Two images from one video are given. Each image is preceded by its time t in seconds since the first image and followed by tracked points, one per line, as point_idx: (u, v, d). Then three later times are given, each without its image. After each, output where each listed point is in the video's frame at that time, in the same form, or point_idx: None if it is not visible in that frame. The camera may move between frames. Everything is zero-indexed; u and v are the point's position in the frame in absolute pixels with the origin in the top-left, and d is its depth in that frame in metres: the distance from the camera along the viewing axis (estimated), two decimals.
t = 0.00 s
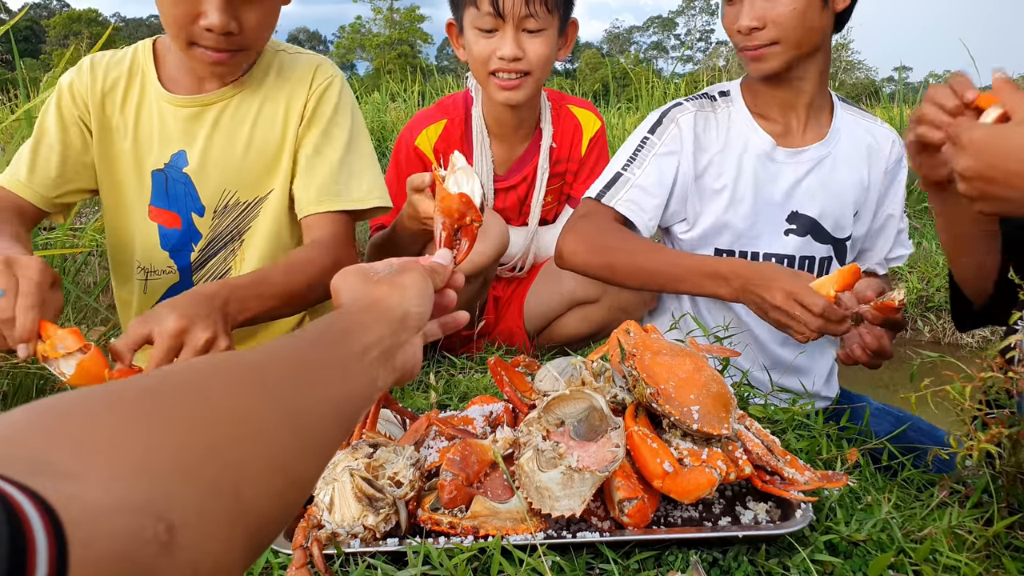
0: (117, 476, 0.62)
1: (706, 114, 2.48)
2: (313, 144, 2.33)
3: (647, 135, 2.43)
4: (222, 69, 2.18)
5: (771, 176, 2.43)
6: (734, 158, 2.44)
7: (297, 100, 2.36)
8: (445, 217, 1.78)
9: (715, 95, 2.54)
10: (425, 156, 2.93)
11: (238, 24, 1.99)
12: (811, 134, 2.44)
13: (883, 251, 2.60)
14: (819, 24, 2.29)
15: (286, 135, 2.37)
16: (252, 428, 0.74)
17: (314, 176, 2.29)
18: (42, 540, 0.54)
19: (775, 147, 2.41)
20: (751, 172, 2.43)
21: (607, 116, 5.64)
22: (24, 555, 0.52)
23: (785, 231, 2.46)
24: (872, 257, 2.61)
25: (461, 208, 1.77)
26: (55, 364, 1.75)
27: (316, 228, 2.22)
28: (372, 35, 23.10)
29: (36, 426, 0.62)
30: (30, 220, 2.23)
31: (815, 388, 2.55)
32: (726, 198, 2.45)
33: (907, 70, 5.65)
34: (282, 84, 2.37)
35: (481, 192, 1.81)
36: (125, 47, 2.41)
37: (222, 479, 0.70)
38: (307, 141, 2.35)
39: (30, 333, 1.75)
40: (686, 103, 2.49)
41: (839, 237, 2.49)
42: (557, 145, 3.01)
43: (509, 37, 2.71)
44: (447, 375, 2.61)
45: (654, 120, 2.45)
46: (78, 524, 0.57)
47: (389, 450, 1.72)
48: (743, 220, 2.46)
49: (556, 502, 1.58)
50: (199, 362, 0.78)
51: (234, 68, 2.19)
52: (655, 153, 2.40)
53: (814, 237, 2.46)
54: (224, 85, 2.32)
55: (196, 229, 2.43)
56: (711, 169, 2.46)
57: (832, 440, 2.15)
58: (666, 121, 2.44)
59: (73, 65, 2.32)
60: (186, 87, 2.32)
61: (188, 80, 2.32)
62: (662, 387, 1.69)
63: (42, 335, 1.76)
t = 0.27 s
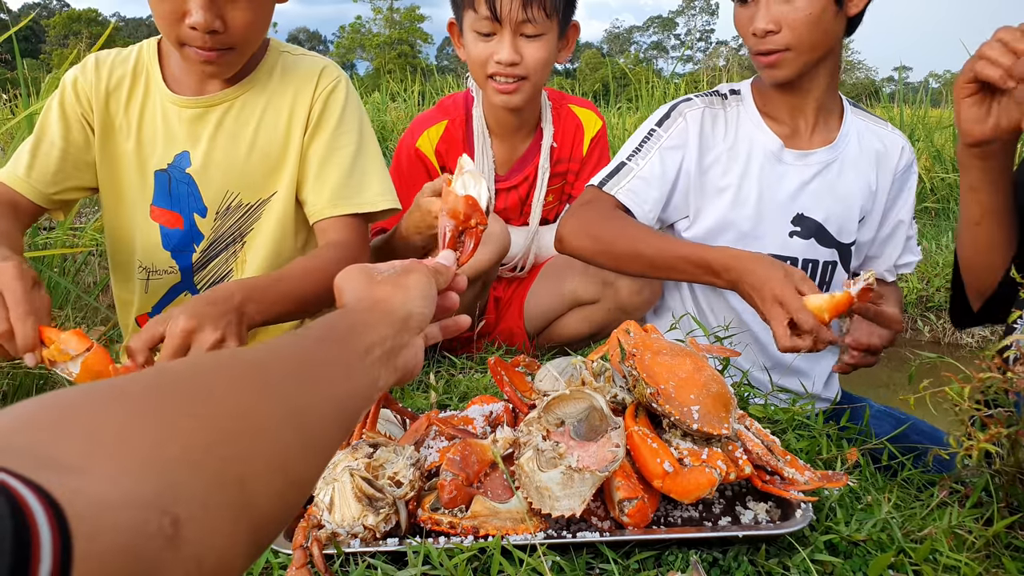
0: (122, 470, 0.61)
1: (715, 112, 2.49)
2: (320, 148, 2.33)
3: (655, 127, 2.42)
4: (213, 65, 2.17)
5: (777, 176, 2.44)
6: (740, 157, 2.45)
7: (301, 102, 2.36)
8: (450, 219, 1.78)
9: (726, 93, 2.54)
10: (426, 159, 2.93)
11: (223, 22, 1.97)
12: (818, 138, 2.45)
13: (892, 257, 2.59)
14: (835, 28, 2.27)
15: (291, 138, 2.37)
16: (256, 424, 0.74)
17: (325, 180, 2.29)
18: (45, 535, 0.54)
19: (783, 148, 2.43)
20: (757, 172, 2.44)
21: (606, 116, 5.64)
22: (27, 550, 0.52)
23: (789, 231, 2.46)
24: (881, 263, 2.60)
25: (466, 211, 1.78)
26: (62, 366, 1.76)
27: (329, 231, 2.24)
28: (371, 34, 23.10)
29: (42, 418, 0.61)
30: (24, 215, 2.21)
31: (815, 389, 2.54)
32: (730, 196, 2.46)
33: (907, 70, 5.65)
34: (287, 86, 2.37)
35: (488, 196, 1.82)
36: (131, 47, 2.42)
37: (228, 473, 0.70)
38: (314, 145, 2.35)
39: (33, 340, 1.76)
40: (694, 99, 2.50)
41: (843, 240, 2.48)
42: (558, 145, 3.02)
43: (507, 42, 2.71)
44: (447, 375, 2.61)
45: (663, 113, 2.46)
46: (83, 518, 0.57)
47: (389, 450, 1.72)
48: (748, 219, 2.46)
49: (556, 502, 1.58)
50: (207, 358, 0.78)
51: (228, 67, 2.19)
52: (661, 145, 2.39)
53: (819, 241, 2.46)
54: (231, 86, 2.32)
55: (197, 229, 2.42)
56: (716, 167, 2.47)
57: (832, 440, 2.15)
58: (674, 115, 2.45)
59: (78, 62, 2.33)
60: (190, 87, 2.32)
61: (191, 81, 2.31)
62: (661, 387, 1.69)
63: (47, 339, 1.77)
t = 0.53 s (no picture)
0: (116, 479, 0.61)
1: (723, 111, 2.50)
2: (325, 151, 2.33)
3: (663, 123, 2.43)
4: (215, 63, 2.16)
5: (781, 176, 2.44)
6: (745, 157, 2.46)
7: (303, 105, 2.36)
8: (451, 219, 1.77)
9: (732, 92, 2.55)
10: (437, 154, 2.89)
11: (225, 20, 1.98)
12: (823, 140, 2.44)
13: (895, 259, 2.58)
14: (845, 31, 2.28)
15: (292, 140, 2.37)
16: (253, 430, 0.74)
17: (336, 181, 2.29)
18: (39, 546, 0.54)
19: (788, 149, 2.43)
20: (762, 171, 2.45)
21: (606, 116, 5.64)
22: (20, 560, 0.52)
23: (792, 232, 2.46)
24: (883, 266, 2.59)
25: (467, 210, 1.78)
26: (71, 352, 1.77)
27: (339, 234, 2.24)
28: (371, 34, 23.10)
29: (37, 427, 0.61)
30: (18, 211, 2.24)
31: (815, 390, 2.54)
32: (735, 194, 2.47)
33: (908, 70, 5.65)
34: (289, 88, 2.37)
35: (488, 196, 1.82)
36: (131, 48, 2.42)
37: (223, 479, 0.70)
38: (316, 147, 2.35)
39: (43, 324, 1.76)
40: (703, 95, 2.50)
41: (845, 243, 2.48)
42: (561, 143, 3.03)
43: (526, 44, 2.72)
44: (447, 375, 2.61)
45: (672, 109, 2.46)
46: (75, 528, 0.57)
47: (389, 450, 1.72)
48: (752, 219, 2.46)
49: (556, 502, 1.58)
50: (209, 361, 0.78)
51: (230, 66, 2.19)
52: (671, 141, 2.41)
53: (820, 242, 2.46)
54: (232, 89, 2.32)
55: (198, 231, 2.42)
56: (722, 165, 2.48)
57: (832, 440, 2.15)
58: (683, 111, 2.45)
59: (78, 62, 2.33)
60: (191, 89, 2.32)
61: (191, 83, 2.31)
62: (661, 387, 1.69)
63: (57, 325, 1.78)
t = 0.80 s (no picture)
0: (112, 496, 0.61)
1: (727, 112, 2.50)
2: (327, 156, 2.34)
3: (669, 124, 2.43)
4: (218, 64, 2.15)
5: (785, 178, 2.44)
6: (749, 159, 2.46)
7: (307, 107, 2.37)
8: (453, 227, 1.77)
9: (737, 93, 2.54)
10: (441, 158, 2.87)
11: (229, 21, 1.98)
12: (827, 142, 2.44)
13: (896, 262, 2.58)
14: (852, 35, 2.28)
15: (295, 143, 2.37)
16: (249, 444, 0.74)
17: (336, 187, 2.30)
18: (36, 567, 0.54)
19: (792, 151, 2.43)
20: (766, 173, 2.45)
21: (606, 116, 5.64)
22: None
23: (795, 234, 2.46)
24: (883, 270, 2.59)
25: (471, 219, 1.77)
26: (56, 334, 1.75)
27: (342, 238, 2.26)
28: (371, 35, 23.10)
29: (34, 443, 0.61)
30: (12, 199, 2.24)
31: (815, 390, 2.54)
32: (739, 196, 2.47)
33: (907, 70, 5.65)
34: (294, 90, 2.38)
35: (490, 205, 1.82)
36: (137, 46, 2.43)
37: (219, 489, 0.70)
38: (319, 152, 2.36)
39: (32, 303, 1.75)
40: (708, 97, 2.50)
41: (848, 245, 2.47)
42: (566, 145, 3.04)
43: (539, 49, 2.71)
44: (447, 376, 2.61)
45: (677, 110, 2.46)
46: (72, 548, 0.57)
47: (389, 450, 1.72)
48: (756, 221, 2.47)
49: (556, 502, 1.58)
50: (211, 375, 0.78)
51: (235, 66, 2.18)
52: (676, 142, 2.41)
53: (823, 244, 2.46)
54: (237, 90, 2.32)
55: (196, 231, 2.42)
56: (726, 167, 2.48)
57: (832, 440, 2.15)
58: (688, 112, 2.46)
59: (84, 58, 2.34)
60: (195, 89, 2.32)
61: (195, 82, 2.32)
62: (662, 387, 1.69)
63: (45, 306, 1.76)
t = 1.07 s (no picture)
0: (104, 499, 0.61)
1: (728, 112, 2.50)
2: (327, 156, 2.34)
3: (669, 125, 2.43)
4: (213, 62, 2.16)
5: (785, 178, 2.44)
6: (750, 159, 2.46)
7: (306, 107, 2.37)
8: (447, 228, 1.77)
9: (737, 93, 2.54)
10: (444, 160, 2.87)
11: (221, 15, 1.99)
12: (828, 143, 2.44)
13: (897, 262, 2.58)
14: (854, 34, 2.28)
15: (295, 143, 2.37)
16: (243, 447, 0.74)
17: (335, 187, 2.30)
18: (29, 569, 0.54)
19: (792, 151, 2.43)
20: (766, 173, 2.45)
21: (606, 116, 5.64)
22: None
23: (795, 234, 2.46)
24: (884, 269, 2.59)
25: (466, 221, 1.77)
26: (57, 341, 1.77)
27: (340, 238, 2.26)
28: (371, 35, 23.10)
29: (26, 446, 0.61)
30: (15, 197, 2.21)
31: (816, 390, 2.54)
32: (740, 196, 2.47)
33: (907, 70, 5.64)
34: (293, 90, 2.38)
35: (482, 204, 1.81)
36: (139, 45, 2.44)
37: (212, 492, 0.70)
38: (319, 152, 2.36)
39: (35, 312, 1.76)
40: (709, 97, 2.50)
41: (847, 245, 2.47)
42: (568, 146, 3.04)
43: (533, 46, 2.73)
44: (447, 375, 2.61)
45: (677, 111, 2.46)
46: (66, 551, 0.57)
47: (389, 450, 1.72)
48: (756, 221, 2.47)
49: (556, 502, 1.58)
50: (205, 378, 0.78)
51: (231, 62, 2.17)
52: (677, 142, 2.41)
53: (824, 244, 2.46)
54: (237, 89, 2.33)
55: (195, 230, 2.41)
56: (727, 167, 2.48)
57: (832, 440, 2.15)
58: (689, 112, 2.46)
59: (85, 57, 2.35)
60: (195, 88, 2.33)
61: (196, 81, 2.32)
62: (661, 387, 1.69)
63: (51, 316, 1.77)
